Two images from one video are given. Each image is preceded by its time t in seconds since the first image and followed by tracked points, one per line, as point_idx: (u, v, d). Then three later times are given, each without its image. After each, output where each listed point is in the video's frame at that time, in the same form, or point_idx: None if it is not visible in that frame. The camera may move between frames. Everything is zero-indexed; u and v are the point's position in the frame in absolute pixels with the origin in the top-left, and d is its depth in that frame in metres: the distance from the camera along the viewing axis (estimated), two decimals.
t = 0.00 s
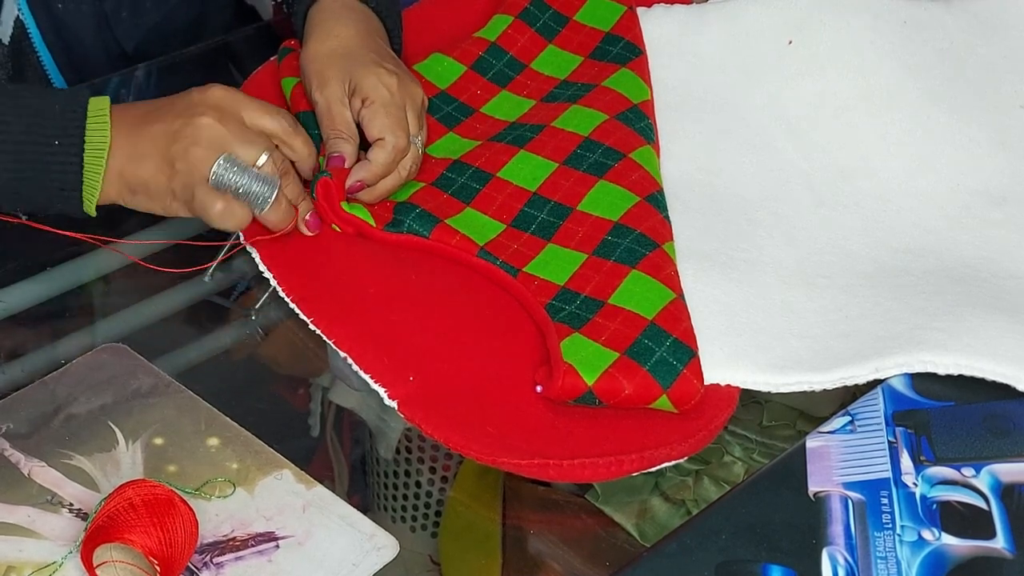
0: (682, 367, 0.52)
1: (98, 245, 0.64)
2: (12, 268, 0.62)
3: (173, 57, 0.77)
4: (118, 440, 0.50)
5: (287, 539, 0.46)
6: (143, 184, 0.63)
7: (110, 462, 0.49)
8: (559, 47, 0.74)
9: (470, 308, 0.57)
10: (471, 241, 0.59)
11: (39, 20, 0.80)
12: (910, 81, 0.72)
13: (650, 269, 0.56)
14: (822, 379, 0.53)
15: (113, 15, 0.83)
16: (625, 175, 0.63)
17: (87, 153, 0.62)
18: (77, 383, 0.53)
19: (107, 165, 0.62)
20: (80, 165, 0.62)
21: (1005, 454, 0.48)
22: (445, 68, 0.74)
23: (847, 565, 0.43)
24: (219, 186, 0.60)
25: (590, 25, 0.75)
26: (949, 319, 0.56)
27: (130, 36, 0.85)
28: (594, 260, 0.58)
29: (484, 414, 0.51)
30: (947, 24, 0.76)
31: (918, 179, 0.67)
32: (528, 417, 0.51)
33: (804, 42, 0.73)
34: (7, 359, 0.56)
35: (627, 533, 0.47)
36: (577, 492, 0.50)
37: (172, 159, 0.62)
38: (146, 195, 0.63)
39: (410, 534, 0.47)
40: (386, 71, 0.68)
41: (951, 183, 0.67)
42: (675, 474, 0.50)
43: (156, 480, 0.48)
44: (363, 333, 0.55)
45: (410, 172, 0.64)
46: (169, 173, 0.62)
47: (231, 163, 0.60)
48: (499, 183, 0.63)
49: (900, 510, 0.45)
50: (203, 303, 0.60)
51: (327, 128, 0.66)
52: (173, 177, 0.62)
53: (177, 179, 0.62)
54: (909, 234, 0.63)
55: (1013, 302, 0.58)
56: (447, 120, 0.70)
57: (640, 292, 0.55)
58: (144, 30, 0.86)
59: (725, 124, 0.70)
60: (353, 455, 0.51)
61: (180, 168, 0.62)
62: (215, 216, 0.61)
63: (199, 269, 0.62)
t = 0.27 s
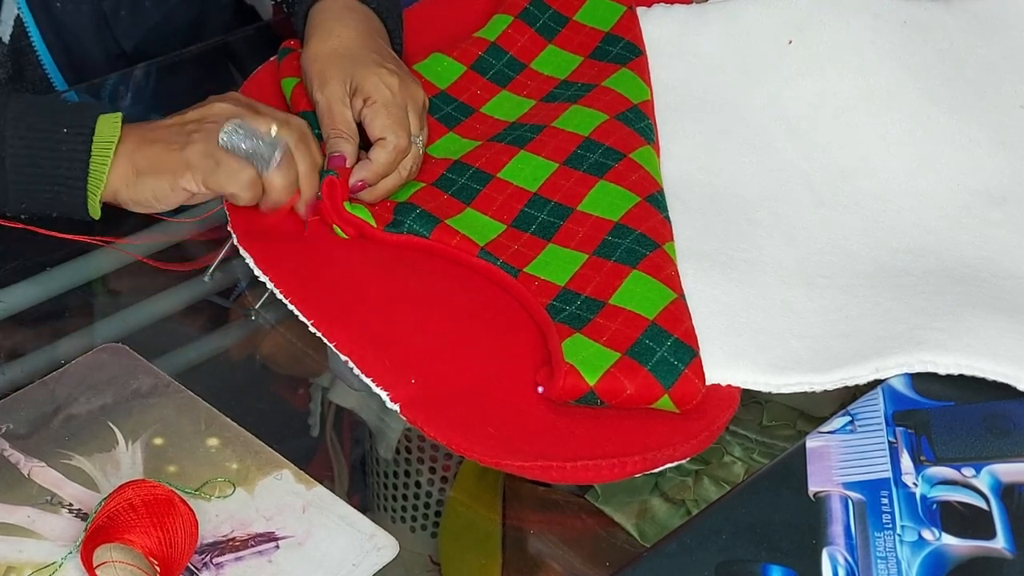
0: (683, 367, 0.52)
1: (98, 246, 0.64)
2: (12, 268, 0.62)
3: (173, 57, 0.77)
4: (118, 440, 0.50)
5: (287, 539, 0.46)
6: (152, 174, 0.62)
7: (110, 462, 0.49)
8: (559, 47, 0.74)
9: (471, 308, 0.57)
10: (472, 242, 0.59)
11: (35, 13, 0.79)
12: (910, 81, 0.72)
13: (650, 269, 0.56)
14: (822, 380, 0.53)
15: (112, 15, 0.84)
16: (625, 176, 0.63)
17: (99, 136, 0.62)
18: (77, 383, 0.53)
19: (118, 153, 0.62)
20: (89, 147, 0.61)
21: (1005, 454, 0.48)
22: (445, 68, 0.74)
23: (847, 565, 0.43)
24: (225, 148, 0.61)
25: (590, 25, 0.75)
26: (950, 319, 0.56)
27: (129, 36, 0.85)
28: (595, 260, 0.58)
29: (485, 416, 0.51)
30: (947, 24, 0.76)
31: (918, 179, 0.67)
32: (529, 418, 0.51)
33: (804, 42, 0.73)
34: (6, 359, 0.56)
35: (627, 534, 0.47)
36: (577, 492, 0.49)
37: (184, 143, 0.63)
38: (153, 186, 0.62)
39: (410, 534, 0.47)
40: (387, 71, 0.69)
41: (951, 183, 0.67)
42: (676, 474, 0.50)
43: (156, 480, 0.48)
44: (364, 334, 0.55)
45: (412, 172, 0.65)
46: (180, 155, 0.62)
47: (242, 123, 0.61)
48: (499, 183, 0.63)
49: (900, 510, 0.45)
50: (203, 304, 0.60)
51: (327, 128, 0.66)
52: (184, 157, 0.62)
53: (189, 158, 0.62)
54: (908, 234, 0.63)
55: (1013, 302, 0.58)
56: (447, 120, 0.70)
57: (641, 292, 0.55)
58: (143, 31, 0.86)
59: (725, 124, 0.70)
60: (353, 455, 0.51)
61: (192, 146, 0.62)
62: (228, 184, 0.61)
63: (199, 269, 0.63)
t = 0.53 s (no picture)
0: (683, 367, 0.52)
1: (98, 246, 0.64)
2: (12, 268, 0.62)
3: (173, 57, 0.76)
4: (118, 440, 0.50)
5: (286, 539, 0.46)
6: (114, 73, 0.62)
7: (110, 462, 0.49)
8: (559, 47, 0.74)
9: (470, 308, 0.57)
10: (471, 242, 0.59)
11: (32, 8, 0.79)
12: (910, 81, 0.72)
13: (650, 269, 0.56)
14: (822, 380, 0.53)
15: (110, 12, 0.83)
16: (625, 176, 0.63)
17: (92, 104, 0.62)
18: (77, 383, 0.53)
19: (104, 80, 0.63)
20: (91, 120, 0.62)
21: (1005, 454, 0.48)
22: (445, 68, 0.74)
23: (847, 565, 0.43)
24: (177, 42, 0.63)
25: (590, 25, 0.75)
26: (949, 319, 0.56)
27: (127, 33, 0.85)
28: (594, 260, 0.58)
29: (485, 416, 0.51)
30: (947, 24, 0.76)
31: (918, 179, 0.67)
32: (529, 418, 0.51)
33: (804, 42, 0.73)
34: (7, 359, 0.56)
35: (626, 533, 0.48)
36: (577, 492, 0.49)
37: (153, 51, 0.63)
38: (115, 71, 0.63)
39: (410, 533, 0.48)
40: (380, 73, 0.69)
41: (951, 183, 0.67)
42: (676, 474, 0.50)
43: (156, 480, 0.48)
44: (363, 334, 0.55)
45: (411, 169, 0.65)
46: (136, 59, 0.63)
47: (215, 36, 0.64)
48: (499, 183, 0.63)
49: (900, 510, 0.45)
50: (204, 305, 0.61)
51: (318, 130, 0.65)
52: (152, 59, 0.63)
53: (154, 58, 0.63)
54: (908, 234, 0.63)
55: (1013, 302, 0.58)
56: (447, 120, 0.70)
57: (640, 292, 0.55)
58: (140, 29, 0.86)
59: (725, 124, 0.70)
60: (353, 455, 0.51)
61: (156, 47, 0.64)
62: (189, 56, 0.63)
63: (199, 270, 0.63)
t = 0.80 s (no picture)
0: (683, 367, 0.52)
1: (98, 246, 0.64)
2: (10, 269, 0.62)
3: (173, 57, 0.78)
4: (118, 440, 0.50)
5: (286, 539, 0.46)
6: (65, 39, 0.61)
7: (110, 462, 0.49)
8: (559, 46, 0.74)
9: (470, 309, 0.57)
10: (470, 241, 0.59)
11: (28, 5, 0.80)
12: (910, 81, 0.72)
13: (650, 269, 0.56)
14: (822, 379, 0.53)
15: (104, 8, 0.83)
16: (625, 176, 0.63)
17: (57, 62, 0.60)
18: (76, 383, 0.53)
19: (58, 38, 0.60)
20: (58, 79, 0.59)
21: (1005, 454, 0.48)
22: (445, 67, 0.73)
23: (847, 565, 0.43)
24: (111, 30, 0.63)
25: (590, 25, 0.75)
26: (950, 319, 0.55)
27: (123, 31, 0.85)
28: (594, 259, 0.58)
29: (484, 417, 0.51)
30: (947, 24, 0.75)
31: (918, 179, 0.67)
32: (529, 418, 0.51)
33: (804, 42, 0.73)
34: (6, 359, 0.56)
35: (626, 533, 0.47)
36: (577, 492, 0.49)
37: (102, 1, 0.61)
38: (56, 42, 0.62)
39: (410, 534, 0.48)
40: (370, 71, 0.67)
41: (951, 183, 0.67)
42: (676, 474, 0.50)
43: (156, 480, 0.48)
44: (363, 335, 0.55)
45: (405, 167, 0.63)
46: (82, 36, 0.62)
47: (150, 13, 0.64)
48: (498, 183, 0.63)
49: (900, 509, 0.45)
50: (203, 305, 0.60)
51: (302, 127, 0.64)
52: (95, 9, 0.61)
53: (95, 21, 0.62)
54: (909, 234, 0.63)
55: (1013, 302, 0.58)
56: (447, 119, 0.70)
57: (640, 292, 0.55)
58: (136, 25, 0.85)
59: (724, 124, 0.70)
60: (352, 455, 0.51)
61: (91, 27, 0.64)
62: None
63: (199, 270, 0.63)
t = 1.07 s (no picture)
0: (683, 367, 0.52)
1: (98, 246, 0.64)
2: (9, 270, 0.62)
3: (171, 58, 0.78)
4: (118, 440, 0.50)
5: (286, 539, 0.46)
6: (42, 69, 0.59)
7: (110, 462, 0.49)
8: (559, 47, 0.74)
9: (470, 309, 0.57)
10: (470, 242, 0.59)
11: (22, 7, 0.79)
12: (910, 81, 0.72)
13: (650, 269, 0.56)
14: (822, 379, 0.53)
15: (98, 9, 0.84)
16: (625, 176, 0.63)
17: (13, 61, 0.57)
18: (76, 383, 0.53)
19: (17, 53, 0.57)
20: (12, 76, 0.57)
21: (1005, 454, 0.48)
22: (445, 67, 0.73)
23: (847, 565, 0.43)
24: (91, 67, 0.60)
25: (590, 25, 0.75)
26: (950, 319, 0.55)
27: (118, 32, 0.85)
28: (594, 259, 0.58)
29: (484, 417, 0.51)
30: (947, 24, 0.75)
31: (918, 179, 0.67)
32: (529, 418, 0.51)
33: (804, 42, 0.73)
34: (6, 359, 0.56)
35: (627, 533, 0.47)
36: (577, 492, 0.49)
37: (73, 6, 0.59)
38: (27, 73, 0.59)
39: (410, 534, 0.47)
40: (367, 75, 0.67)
41: (951, 183, 0.67)
42: (676, 474, 0.50)
43: (156, 480, 0.48)
44: (363, 335, 0.55)
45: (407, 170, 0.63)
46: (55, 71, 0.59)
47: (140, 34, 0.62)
48: (498, 183, 0.63)
49: (900, 509, 0.45)
50: (203, 305, 0.60)
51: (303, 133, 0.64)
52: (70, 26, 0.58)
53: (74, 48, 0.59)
54: (908, 234, 0.63)
55: (1013, 302, 0.58)
56: (447, 119, 0.70)
57: (640, 292, 0.55)
58: (130, 26, 0.86)
59: (724, 124, 0.70)
60: (353, 455, 0.51)
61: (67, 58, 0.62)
62: None
63: (199, 270, 0.63)
